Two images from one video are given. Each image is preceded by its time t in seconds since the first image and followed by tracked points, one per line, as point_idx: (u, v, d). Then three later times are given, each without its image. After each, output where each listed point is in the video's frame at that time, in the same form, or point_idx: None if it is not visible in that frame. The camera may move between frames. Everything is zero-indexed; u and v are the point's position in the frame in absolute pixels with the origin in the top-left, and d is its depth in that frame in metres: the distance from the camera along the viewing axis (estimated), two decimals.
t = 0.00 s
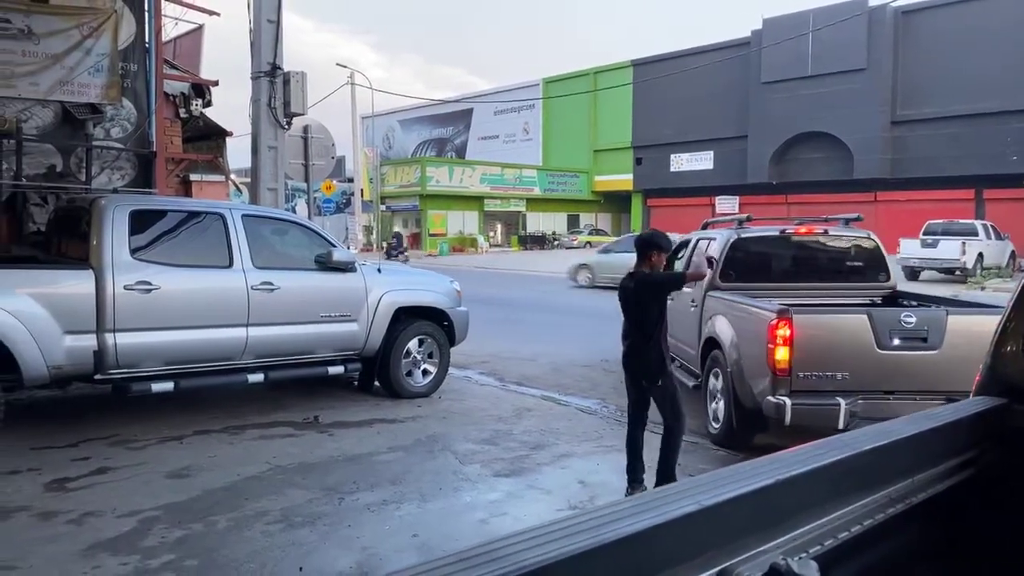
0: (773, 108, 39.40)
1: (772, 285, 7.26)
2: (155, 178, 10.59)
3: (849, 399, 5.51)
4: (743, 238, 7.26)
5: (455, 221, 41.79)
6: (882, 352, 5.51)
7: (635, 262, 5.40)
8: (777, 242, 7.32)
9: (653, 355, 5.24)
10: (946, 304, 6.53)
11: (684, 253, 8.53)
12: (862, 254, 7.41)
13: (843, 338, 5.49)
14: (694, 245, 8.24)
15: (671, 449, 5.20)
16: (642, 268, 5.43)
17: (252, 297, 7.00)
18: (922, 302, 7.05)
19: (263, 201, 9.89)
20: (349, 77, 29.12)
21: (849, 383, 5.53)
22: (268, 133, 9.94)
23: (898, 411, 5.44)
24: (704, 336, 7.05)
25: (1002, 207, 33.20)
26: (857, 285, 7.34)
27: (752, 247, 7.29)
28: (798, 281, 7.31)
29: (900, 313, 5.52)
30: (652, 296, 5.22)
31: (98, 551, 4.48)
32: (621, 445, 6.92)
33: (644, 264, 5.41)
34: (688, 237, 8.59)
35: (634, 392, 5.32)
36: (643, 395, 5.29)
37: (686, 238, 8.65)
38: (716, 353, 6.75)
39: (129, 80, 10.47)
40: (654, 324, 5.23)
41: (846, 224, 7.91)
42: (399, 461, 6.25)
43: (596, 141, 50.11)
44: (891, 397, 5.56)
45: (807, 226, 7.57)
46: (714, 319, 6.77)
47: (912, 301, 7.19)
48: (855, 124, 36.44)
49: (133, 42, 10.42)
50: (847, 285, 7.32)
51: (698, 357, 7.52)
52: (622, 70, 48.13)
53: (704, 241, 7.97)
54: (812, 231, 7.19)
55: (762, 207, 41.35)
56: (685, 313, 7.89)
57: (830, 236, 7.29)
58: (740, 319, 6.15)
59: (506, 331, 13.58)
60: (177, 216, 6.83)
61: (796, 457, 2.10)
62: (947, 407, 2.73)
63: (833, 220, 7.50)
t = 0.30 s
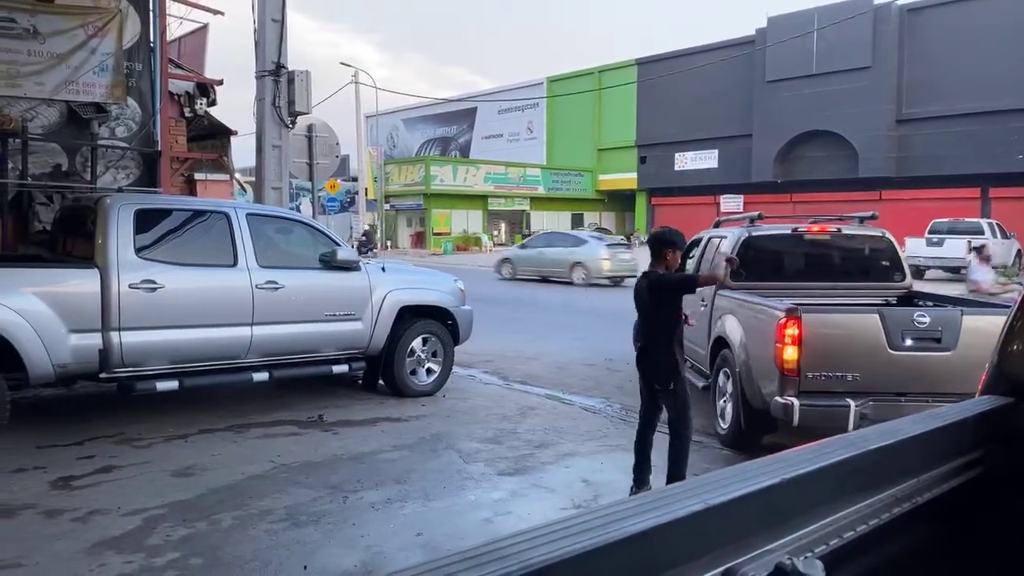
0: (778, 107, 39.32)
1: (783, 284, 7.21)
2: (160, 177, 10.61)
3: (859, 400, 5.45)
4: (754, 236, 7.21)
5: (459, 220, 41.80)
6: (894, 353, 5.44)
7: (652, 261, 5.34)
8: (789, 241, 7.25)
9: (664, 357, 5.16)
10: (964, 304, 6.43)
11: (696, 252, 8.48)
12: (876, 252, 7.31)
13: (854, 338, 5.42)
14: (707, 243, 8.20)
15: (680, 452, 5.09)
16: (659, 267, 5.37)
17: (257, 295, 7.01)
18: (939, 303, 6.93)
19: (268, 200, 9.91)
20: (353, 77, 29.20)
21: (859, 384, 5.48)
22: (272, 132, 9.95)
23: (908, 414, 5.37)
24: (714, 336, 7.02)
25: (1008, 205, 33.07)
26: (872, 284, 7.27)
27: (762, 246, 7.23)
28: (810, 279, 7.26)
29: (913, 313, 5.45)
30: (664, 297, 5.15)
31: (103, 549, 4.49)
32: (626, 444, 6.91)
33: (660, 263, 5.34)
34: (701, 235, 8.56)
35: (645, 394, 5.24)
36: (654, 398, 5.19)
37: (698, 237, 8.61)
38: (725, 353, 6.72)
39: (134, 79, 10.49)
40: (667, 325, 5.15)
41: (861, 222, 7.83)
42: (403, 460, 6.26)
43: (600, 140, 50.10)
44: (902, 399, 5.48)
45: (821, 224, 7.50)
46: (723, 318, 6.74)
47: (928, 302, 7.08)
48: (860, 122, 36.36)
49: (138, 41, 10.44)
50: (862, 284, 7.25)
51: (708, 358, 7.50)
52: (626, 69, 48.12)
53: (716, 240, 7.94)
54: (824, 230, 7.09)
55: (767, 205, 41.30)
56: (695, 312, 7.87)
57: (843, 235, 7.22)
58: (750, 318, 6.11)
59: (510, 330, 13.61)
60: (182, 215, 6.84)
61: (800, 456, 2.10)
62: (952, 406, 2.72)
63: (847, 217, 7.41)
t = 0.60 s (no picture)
0: (781, 107, 39.30)
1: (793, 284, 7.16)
2: (164, 177, 10.61)
3: (867, 403, 5.36)
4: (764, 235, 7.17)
5: (461, 220, 41.80)
6: (904, 355, 5.37)
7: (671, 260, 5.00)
8: (799, 241, 7.19)
9: (680, 364, 4.90)
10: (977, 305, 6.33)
11: (707, 252, 8.44)
12: (889, 254, 7.23)
13: (864, 339, 5.36)
14: (717, 243, 8.18)
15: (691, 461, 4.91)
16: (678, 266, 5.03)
17: (260, 296, 7.01)
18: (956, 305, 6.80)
19: (271, 200, 9.91)
20: (356, 78, 29.36)
21: (868, 387, 5.41)
22: (275, 132, 9.97)
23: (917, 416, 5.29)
24: (723, 336, 6.99)
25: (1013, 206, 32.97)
26: (888, 285, 7.18)
27: (770, 246, 7.20)
28: (821, 280, 7.21)
29: (925, 314, 5.39)
30: (683, 302, 4.85)
31: (106, 548, 4.50)
32: (629, 444, 6.90)
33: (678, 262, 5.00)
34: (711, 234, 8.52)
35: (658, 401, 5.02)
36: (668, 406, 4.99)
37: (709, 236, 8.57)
38: (733, 355, 6.68)
39: (138, 80, 10.51)
40: (685, 331, 4.87)
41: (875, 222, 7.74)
42: (406, 460, 6.26)
43: (603, 140, 50.09)
44: (913, 402, 5.41)
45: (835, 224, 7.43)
46: (732, 319, 6.70)
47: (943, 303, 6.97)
48: (864, 123, 36.29)
49: (142, 41, 10.46)
50: (877, 285, 7.18)
51: (717, 359, 7.48)
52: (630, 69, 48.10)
53: (726, 239, 7.90)
54: (837, 230, 7.02)
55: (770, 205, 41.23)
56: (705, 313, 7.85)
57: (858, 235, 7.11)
58: (757, 319, 6.08)
59: (512, 329, 13.61)
60: (186, 215, 6.85)
61: (806, 457, 2.09)
62: (958, 407, 2.71)
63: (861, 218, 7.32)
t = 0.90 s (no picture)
0: (784, 109, 39.29)
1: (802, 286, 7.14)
2: (168, 179, 10.65)
3: (876, 408, 5.36)
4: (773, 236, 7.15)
5: (464, 222, 41.86)
6: (914, 359, 5.35)
7: (677, 265, 4.86)
8: (808, 242, 7.17)
9: (690, 370, 4.78)
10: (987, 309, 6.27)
11: (717, 254, 8.42)
12: (903, 256, 7.15)
13: (873, 343, 5.34)
14: (727, 246, 8.16)
15: (698, 461, 4.89)
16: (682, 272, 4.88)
17: (263, 298, 7.03)
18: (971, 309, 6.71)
19: (275, 202, 9.93)
20: (360, 80, 29.43)
21: (877, 391, 5.39)
22: (279, 135, 9.99)
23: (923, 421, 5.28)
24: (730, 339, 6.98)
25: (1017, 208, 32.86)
26: (902, 288, 7.10)
27: (777, 248, 7.19)
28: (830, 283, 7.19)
29: (935, 319, 5.38)
30: (694, 307, 4.69)
31: (111, 549, 4.52)
32: (632, 446, 6.91)
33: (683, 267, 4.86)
34: (722, 236, 8.51)
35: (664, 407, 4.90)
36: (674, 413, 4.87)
37: (720, 237, 8.56)
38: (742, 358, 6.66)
39: (142, 82, 10.55)
40: (691, 338, 4.75)
41: (891, 223, 7.65)
42: (410, 462, 6.27)
43: (606, 142, 50.14)
44: (923, 408, 5.40)
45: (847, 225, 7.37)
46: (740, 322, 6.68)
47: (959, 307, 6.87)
48: (867, 124, 36.26)
49: (146, 43, 10.50)
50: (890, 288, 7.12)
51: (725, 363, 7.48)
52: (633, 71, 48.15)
53: (736, 240, 7.88)
54: (848, 232, 6.94)
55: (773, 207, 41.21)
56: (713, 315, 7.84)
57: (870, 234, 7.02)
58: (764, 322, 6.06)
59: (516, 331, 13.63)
60: (189, 217, 6.87)
61: (808, 458, 2.09)
62: (960, 409, 2.72)
63: (875, 219, 7.25)
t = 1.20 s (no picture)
0: (789, 107, 39.25)
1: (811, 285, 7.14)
2: (172, 177, 10.67)
3: (883, 409, 5.35)
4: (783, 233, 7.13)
5: (468, 220, 41.88)
6: (925, 360, 5.32)
7: (682, 266, 4.87)
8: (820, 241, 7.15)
9: (694, 372, 4.76)
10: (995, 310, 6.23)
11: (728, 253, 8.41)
12: (917, 254, 7.09)
13: (882, 343, 5.32)
14: (737, 244, 8.15)
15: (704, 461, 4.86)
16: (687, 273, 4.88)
17: (268, 295, 7.04)
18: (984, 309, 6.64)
19: (279, 200, 9.98)
20: (364, 78, 29.50)
21: (886, 393, 5.37)
22: (283, 133, 10.00)
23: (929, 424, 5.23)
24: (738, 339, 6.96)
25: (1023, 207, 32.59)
26: (915, 287, 7.05)
27: (785, 246, 7.18)
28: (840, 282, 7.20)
29: (947, 319, 5.34)
30: (700, 305, 4.68)
31: (116, 546, 4.53)
32: (636, 445, 6.91)
33: (688, 268, 4.86)
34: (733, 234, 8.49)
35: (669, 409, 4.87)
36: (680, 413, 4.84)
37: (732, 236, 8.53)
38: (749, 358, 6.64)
39: (147, 80, 10.56)
40: (695, 339, 4.73)
41: (907, 220, 7.57)
42: (414, 459, 6.28)
43: (609, 140, 50.14)
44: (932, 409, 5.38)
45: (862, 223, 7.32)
46: (748, 322, 6.66)
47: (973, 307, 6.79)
48: (871, 122, 36.18)
49: (151, 42, 10.51)
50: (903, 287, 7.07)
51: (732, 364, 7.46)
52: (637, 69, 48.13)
53: (747, 238, 7.87)
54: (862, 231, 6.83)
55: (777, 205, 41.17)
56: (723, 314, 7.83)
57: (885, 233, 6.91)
58: (772, 322, 6.03)
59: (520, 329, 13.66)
60: (193, 215, 6.88)
61: (812, 456, 2.10)
62: (965, 407, 2.71)
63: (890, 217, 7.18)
